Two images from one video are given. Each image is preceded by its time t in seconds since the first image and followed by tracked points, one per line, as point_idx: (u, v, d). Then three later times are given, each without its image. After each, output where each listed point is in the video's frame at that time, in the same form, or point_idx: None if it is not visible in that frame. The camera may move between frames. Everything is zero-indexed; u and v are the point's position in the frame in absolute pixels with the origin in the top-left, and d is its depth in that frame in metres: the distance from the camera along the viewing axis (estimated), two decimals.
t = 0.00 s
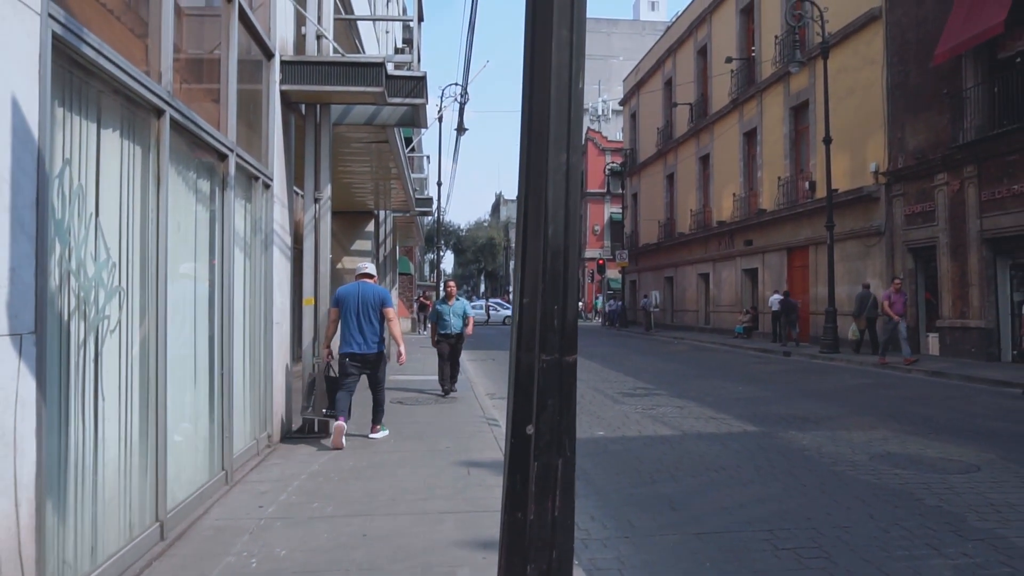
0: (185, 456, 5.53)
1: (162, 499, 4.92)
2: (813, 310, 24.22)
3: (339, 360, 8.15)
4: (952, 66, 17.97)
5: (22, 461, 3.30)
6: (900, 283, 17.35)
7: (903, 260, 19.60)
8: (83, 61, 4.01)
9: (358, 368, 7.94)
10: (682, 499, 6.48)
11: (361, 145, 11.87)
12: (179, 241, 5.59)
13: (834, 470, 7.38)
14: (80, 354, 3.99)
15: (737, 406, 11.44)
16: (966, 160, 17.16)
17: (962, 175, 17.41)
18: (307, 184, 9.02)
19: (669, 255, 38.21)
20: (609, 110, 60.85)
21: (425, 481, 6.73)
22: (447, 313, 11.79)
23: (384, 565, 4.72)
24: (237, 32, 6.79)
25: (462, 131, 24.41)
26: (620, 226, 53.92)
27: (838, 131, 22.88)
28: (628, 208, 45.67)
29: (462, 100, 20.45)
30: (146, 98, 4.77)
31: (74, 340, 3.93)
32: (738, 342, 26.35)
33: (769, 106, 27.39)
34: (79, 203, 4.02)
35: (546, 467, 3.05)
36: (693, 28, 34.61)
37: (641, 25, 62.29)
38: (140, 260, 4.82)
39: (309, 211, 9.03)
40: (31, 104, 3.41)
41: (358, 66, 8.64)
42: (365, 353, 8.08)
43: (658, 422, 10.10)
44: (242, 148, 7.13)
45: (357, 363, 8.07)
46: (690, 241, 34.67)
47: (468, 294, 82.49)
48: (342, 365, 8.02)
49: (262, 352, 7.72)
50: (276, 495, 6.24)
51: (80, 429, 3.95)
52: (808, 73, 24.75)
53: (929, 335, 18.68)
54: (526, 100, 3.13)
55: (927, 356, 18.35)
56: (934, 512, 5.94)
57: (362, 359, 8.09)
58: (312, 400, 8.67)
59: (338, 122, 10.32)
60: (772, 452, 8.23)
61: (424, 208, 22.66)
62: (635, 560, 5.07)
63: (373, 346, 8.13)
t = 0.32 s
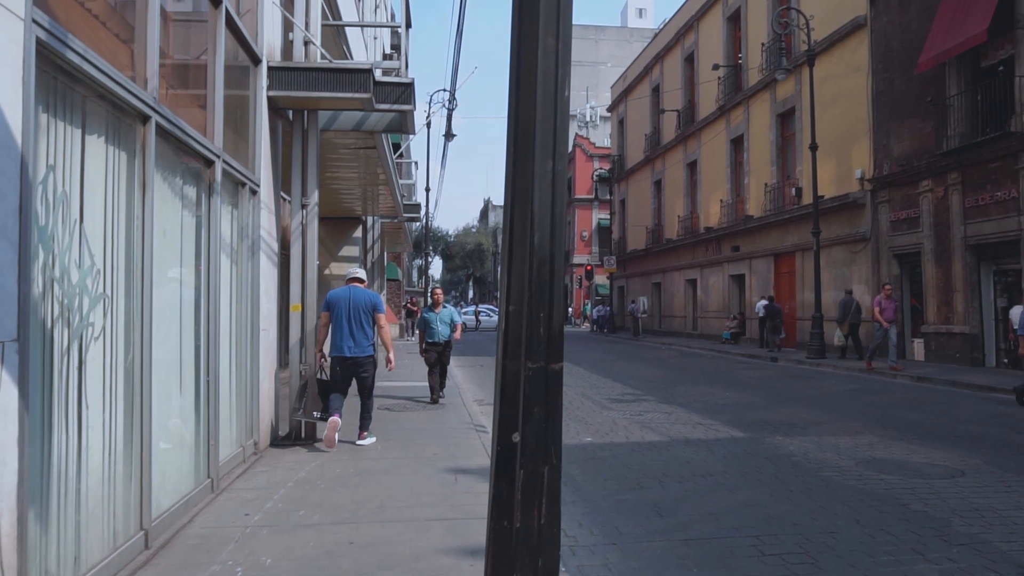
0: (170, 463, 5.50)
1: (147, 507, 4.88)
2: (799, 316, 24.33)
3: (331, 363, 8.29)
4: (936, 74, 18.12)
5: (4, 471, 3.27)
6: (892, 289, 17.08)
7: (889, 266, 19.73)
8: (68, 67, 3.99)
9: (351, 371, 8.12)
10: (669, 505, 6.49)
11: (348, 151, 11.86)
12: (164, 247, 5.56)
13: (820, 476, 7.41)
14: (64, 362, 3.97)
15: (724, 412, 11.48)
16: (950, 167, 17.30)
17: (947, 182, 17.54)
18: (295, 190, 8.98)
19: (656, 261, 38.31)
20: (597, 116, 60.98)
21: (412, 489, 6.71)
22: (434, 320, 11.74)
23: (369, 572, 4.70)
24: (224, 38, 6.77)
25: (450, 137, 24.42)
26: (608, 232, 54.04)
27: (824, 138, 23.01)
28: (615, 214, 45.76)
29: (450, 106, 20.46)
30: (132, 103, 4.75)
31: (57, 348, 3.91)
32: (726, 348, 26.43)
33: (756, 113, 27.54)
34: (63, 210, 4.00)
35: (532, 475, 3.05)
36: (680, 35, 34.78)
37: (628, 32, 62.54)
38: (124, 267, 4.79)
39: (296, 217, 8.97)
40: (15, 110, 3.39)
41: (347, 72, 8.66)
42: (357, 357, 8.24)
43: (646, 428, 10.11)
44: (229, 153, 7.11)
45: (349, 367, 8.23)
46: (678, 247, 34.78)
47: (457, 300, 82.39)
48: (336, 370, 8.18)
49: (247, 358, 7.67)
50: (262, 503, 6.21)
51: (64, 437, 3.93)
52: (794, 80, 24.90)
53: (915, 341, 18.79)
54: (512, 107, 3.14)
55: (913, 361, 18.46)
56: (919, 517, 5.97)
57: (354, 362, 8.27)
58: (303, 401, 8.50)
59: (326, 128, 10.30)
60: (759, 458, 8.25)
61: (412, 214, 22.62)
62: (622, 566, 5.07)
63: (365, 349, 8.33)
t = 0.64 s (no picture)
0: (156, 470, 5.46)
1: (132, 515, 4.84)
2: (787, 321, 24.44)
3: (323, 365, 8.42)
4: (921, 81, 18.26)
5: None
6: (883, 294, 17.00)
7: (875, 271, 19.85)
8: (53, 73, 3.97)
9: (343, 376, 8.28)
10: (657, 511, 6.49)
11: (337, 156, 11.85)
12: (151, 251, 5.53)
13: (808, 481, 7.43)
14: (49, 368, 3.94)
15: (713, 417, 11.50)
16: (937, 173, 17.41)
17: (932, 188, 17.66)
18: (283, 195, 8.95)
19: (645, 266, 38.42)
20: (586, 122, 61.10)
21: (400, 495, 6.69)
22: (422, 326, 11.68)
23: None
24: (212, 42, 6.76)
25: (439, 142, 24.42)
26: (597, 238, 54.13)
27: (812, 144, 23.14)
28: (605, 219, 45.86)
29: (439, 111, 20.47)
30: (119, 108, 4.73)
31: (42, 354, 3.89)
32: (715, 353, 26.51)
33: (744, 119, 27.68)
34: (48, 216, 3.98)
35: (520, 481, 3.05)
36: (669, 42, 34.92)
37: (618, 38, 62.75)
38: (110, 271, 4.77)
39: (284, 222, 8.94)
40: None
41: (335, 77, 8.61)
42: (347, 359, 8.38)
43: (635, 434, 10.12)
44: (216, 159, 7.08)
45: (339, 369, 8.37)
46: (667, 253, 34.89)
47: (446, 305, 82.25)
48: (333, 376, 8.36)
49: (235, 364, 7.64)
50: (249, 510, 6.18)
51: (47, 444, 3.90)
52: (782, 86, 25.04)
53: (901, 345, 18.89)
54: (500, 115, 3.16)
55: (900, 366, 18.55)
56: (906, 522, 5.99)
57: (343, 364, 8.40)
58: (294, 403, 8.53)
59: (315, 133, 10.27)
60: (748, 463, 8.26)
61: (401, 219, 22.59)
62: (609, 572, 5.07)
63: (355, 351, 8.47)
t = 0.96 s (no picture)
0: (141, 478, 5.42)
1: (116, 523, 4.80)
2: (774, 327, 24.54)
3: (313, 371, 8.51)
4: (906, 89, 18.41)
5: None
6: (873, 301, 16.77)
7: (861, 277, 19.98)
8: (37, 78, 3.95)
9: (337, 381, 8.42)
10: (645, 517, 6.49)
11: (324, 162, 11.83)
12: (136, 257, 5.49)
13: (795, 486, 7.46)
14: (31, 376, 3.91)
15: (700, 422, 11.53)
16: (922, 180, 17.54)
17: (917, 195, 17.80)
18: (269, 201, 8.90)
19: (633, 272, 38.53)
20: (574, 128, 61.21)
21: (387, 502, 6.67)
22: (409, 331, 11.55)
23: None
24: (198, 48, 6.74)
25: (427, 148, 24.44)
26: (585, 244, 54.26)
27: (798, 151, 23.29)
28: (592, 225, 45.95)
29: (427, 117, 20.48)
30: (104, 115, 4.72)
31: (24, 361, 3.85)
32: (702, 359, 26.58)
33: (730, 126, 27.84)
34: (31, 222, 3.95)
35: (506, 490, 3.07)
36: (656, 49, 35.09)
37: (605, 44, 63.00)
38: (95, 279, 4.75)
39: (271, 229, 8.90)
40: None
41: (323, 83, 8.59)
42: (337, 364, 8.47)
43: (622, 439, 10.14)
44: (202, 165, 7.04)
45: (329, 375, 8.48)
46: (654, 259, 35.00)
47: (434, 311, 82.16)
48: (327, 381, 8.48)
49: (221, 371, 7.61)
50: (235, 518, 6.14)
51: (29, 452, 3.86)
52: (767, 93, 25.21)
53: (887, 351, 19.00)
54: (486, 122, 3.19)
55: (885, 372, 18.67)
56: (892, 527, 6.02)
57: (333, 369, 8.49)
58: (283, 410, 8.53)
59: (302, 139, 10.23)
60: (735, 469, 8.29)
61: (389, 225, 22.55)
62: None
63: (343, 356, 8.56)
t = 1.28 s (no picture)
0: (126, 486, 5.37)
1: (100, 531, 4.76)
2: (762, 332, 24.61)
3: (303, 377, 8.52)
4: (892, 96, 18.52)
5: None
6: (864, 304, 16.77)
7: (849, 282, 20.09)
8: (22, 83, 3.92)
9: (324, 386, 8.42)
10: (633, 523, 6.49)
11: (313, 167, 11.82)
12: (121, 263, 5.45)
13: (783, 492, 7.47)
14: (14, 382, 3.88)
15: (688, 428, 11.55)
16: (908, 186, 17.65)
17: (904, 201, 17.92)
18: (257, 206, 8.86)
19: (622, 278, 38.62)
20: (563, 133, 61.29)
21: (375, 509, 6.64)
22: (398, 335, 11.48)
23: None
24: (186, 52, 6.73)
25: (417, 153, 24.42)
26: (574, 249, 54.30)
27: (785, 157, 23.41)
28: (582, 230, 46.01)
29: (416, 122, 20.49)
30: (90, 122, 4.69)
31: (8, 367, 3.82)
32: (690, 364, 26.66)
33: (718, 132, 27.96)
34: (15, 227, 3.92)
35: (493, 498, 3.12)
36: (645, 55, 35.23)
37: (594, 50, 63.14)
38: (80, 285, 4.72)
39: (259, 234, 8.82)
40: None
41: (311, 88, 8.53)
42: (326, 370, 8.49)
43: (611, 445, 10.13)
44: (190, 170, 7.02)
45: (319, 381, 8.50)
46: (643, 264, 35.09)
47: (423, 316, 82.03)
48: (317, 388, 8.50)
49: (209, 377, 7.59)
50: (222, 525, 6.10)
51: (12, 459, 3.83)
52: (755, 100, 25.34)
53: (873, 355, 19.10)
54: (472, 127, 3.26)
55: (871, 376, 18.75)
56: (879, 532, 6.05)
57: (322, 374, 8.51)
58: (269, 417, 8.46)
59: (290, 144, 10.20)
60: (724, 474, 8.30)
61: (377, 230, 22.49)
62: None
63: (333, 362, 8.57)
